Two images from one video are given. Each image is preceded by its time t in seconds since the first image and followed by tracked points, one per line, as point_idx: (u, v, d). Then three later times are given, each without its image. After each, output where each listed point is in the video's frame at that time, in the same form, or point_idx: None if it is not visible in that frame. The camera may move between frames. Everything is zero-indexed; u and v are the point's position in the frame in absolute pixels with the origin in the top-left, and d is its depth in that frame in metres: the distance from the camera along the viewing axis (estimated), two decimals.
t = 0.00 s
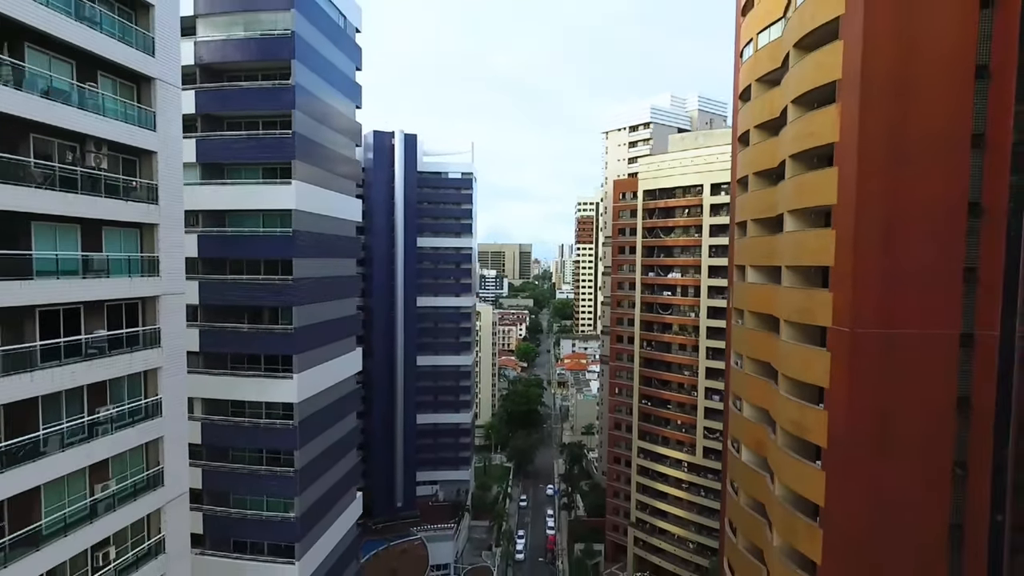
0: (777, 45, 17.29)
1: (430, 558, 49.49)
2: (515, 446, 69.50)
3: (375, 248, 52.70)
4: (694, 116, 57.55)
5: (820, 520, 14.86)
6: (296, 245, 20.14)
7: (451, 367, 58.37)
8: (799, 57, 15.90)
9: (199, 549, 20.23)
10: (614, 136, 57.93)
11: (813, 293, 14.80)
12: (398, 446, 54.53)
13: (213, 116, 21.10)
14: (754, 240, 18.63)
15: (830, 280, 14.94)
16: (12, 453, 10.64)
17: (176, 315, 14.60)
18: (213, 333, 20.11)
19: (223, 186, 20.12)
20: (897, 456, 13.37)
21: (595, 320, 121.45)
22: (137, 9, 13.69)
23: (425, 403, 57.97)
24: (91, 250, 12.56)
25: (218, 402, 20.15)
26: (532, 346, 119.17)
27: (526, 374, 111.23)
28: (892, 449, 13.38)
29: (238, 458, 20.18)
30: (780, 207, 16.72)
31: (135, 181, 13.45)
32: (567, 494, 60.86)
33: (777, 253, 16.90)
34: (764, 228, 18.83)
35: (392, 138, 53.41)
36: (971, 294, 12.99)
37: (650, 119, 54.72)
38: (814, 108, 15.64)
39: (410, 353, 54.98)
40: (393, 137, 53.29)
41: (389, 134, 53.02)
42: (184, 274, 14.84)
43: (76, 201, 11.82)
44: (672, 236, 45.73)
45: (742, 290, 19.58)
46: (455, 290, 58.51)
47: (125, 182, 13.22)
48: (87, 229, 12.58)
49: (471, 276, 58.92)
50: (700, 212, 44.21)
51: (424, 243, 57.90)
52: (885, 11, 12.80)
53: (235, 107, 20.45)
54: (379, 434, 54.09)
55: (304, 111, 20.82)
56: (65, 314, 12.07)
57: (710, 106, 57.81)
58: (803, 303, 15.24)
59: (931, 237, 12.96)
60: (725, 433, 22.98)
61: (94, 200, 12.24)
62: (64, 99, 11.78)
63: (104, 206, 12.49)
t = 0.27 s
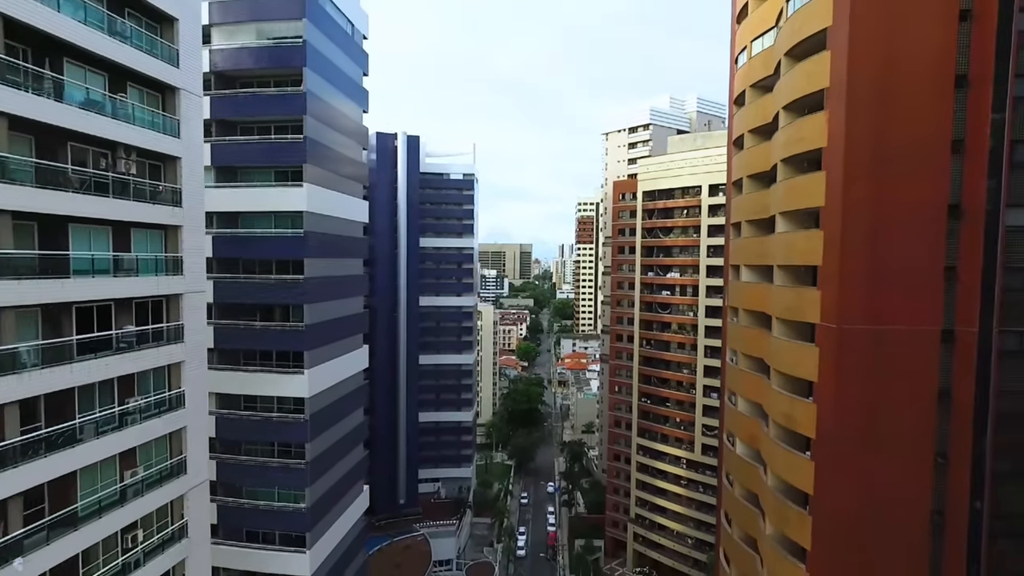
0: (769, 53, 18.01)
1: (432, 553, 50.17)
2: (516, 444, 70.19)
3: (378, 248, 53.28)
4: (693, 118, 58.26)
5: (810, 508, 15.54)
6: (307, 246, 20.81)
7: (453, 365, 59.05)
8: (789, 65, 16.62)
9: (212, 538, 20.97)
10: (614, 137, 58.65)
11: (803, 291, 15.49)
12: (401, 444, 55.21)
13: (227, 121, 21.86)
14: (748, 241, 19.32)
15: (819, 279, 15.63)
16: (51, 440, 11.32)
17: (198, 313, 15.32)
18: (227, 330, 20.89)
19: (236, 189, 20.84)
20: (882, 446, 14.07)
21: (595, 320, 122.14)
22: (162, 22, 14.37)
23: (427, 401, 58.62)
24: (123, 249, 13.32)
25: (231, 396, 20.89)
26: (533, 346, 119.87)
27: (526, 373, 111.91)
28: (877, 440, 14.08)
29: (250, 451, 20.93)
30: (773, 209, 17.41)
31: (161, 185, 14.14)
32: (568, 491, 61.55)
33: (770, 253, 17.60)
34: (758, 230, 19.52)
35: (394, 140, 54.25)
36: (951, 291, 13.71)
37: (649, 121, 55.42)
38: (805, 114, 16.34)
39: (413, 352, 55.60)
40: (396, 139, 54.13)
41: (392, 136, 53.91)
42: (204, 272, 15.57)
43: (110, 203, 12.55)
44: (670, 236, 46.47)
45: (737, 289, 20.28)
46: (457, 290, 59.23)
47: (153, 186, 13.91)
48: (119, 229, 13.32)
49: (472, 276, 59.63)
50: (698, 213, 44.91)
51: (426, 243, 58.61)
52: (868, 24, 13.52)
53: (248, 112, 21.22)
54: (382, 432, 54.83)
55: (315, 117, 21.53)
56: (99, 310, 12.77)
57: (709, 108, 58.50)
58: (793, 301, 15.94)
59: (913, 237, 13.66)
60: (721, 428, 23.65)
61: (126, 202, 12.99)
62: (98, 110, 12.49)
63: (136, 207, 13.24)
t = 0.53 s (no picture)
0: (763, 60, 18.70)
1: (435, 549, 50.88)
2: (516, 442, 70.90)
3: (380, 249, 53.96)
4: (691, 119, 58.98)
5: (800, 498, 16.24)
6: (317, 247, 21.56)
7: (454, 364, 59.76)
8: (781, 73, 17.32)
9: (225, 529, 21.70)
10: (614, 139, 59.33)
11: (793, 290, 16.20)
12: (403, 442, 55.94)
13: (239, 126, 22.54)
14: (743, 241, 20.03)
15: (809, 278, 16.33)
16: (86, 427, 12.03)
17: (217, 310, 16.01)
18: (239, 327, 21.62)
19: (248, 191, 21.56)
20: (866, 438, 14.76)
21: (595, 319, 122.88)
22: (184, 34, 15.05)
23: (429, 400, 59.27)
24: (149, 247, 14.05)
25: (243, 392, 21.61)
26: (533, 345, 120.59)
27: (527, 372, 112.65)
28: (862, 431, 14.76)
29: (261, 444, 21.68)
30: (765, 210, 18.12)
31: (184, 189, 14.84)
32: (568, 488, 62.29)
33: (763, 253, 18.31)
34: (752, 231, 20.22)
35: (397, 141, 54.53)
36: (932, 289, 14.43)
37: (649, 123, 56.13)
38: (796, 120, 17.04)
39: (415, 351, 56.25)
40: (398, 140, 54.44)
41: (394, 137, 54.24)
42: (223, 271, 16.26)
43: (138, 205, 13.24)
44: (669, 236, 47.22)
45: (732, 288, 20.99)
46: (458, 289, 59.94)
47: (177, 190, 14.62)
48: (146, 229, 14.06)
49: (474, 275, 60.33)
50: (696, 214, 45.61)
51: (428, 243, 59.27)
52: (856, 35, 14.23)
53: (260, 117, 21.94)
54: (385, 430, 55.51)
55: (324, 122, 22.25)
56: (127, 306, 13.49)
57: (707, 110, 59.23)
58: (784, 299, 16.64)
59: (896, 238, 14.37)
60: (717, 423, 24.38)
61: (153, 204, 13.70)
62: (129, 119, 13.19)
63: (161, 209, 13.96)
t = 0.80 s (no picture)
0: (755, 68, 19.55)
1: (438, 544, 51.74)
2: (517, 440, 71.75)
3: (384, 249, 54.86)
4: (690, 121, 59.84)
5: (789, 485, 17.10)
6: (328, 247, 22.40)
7: (457, 362, 60.58)
8: (772, 81, 18.16)
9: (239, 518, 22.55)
10: (613, 140, 60.12)
11: (782, 288, 17.05)
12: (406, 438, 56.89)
13: (253, 130, 23.36)
14: (737, 242, 20.88)
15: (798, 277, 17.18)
16: (122, 415, 12.93)
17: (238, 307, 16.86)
18: (252, 324, 22.47)
19: (261, 193, 22.40)
20: (851, 429, 15.58)
21: (595, 319, 123.69)
22: (208, 47, 15.93)
23: (432, 398, 60.04)
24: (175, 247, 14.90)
25: (257, 386, 22.45)
26: (533, 345, 121.37)
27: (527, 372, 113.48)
28: (847, 423, 15.59)
29: (274, 436, 22.52)
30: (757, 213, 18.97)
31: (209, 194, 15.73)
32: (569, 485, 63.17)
33: (755, 252, 19.16)
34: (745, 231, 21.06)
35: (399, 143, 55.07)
36: (912, 288, 15.28)
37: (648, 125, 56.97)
38: (786, 126, 17.90)
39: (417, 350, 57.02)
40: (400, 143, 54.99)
41: (397, 139, 54.80)
42: (243, 270, 17.11)
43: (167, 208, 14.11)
44: (668, 237, 48.11)
45: (726, 286, 21.84)
46: (460, 289, 60.75)
47: (202, 194, 15.51)
48: (173, 230, 14.91)
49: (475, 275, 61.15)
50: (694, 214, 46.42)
51: (430, 243, 60.05)
52: (840, 49, 15.04)
53: (274, 122, 22.82)
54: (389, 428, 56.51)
55: (335, 127, 23.12)
56: (154, 302, 14.35)
57: (705, 112, 60.08)
58: (774, 296, 17.50)
59: (878, 240, 15.21)
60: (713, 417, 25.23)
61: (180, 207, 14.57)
62: (160, 128, 14.06)
63: (188, 211, 14.81)
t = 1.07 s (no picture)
0: (749, 75, 20.26)
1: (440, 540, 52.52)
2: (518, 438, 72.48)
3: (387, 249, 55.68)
4: (688, 123, 60.54)
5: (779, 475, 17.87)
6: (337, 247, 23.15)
7: (458, 361, 61.29)
8: (765, 88, 18.89)
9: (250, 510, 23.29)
10: (613, 142, 60.75)
11: (774, 286, 17.80)
12: (408, 435, 57.87)
13: (263, 134, 24.05)
14: (732, 242, 21.62)
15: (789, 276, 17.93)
16: (149, 405, 13.74)
17: (254, 304, 17.61)
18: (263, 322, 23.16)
19: (272, 195, 23.11)
20: (838, 422, 16.31)
21: (594, 319, 124.40)
22: (228, 57, 16.70)
23: (433, 396, 60.74)
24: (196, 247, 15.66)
25: (267, 381, 23.16)
26: (533, 344, 122.06)
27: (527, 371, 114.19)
28: (834, 416, 16.32)
29: (284, 430, 23.25)
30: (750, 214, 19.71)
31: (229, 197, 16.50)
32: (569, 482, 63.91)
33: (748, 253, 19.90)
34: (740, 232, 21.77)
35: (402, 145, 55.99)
36: (896, 286, 16.05)
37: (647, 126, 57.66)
38: (778, 131, 18.62)
39: (419, 348, 57.71)
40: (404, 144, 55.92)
41: (400, 141, 55.57)
42: (259, 269, 17.84)
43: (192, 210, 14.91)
44: (667, 237, 48.88)
45: (721, 285, 22.58)
46: (462, 288, 61.43)
47: (223, 197, 16.30)
48: (196, 231, 15.71)
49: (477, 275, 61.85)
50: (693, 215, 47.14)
51: (432, 243, 60.70)
52: (829, 58, 15.73)
53: (285, 126, 23.58)
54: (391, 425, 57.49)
55: (343, 131, 23.85)
56: (178, 300, 15.12)
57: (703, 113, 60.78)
58: (766, 295, 18.25)
59: (865, 240, 15.95)
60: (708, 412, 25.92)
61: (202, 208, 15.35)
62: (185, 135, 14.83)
63: (210, 212, 15.60)
